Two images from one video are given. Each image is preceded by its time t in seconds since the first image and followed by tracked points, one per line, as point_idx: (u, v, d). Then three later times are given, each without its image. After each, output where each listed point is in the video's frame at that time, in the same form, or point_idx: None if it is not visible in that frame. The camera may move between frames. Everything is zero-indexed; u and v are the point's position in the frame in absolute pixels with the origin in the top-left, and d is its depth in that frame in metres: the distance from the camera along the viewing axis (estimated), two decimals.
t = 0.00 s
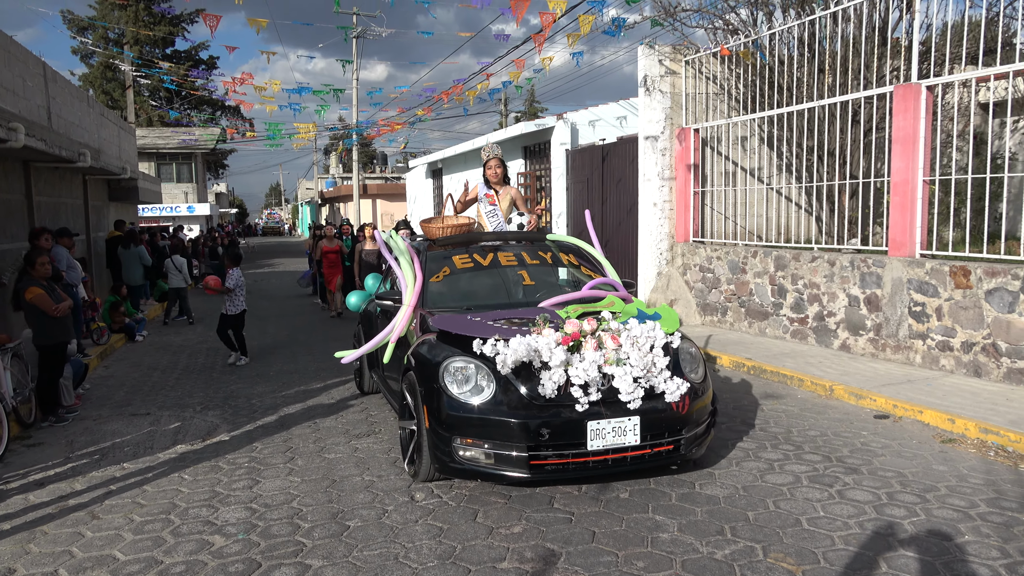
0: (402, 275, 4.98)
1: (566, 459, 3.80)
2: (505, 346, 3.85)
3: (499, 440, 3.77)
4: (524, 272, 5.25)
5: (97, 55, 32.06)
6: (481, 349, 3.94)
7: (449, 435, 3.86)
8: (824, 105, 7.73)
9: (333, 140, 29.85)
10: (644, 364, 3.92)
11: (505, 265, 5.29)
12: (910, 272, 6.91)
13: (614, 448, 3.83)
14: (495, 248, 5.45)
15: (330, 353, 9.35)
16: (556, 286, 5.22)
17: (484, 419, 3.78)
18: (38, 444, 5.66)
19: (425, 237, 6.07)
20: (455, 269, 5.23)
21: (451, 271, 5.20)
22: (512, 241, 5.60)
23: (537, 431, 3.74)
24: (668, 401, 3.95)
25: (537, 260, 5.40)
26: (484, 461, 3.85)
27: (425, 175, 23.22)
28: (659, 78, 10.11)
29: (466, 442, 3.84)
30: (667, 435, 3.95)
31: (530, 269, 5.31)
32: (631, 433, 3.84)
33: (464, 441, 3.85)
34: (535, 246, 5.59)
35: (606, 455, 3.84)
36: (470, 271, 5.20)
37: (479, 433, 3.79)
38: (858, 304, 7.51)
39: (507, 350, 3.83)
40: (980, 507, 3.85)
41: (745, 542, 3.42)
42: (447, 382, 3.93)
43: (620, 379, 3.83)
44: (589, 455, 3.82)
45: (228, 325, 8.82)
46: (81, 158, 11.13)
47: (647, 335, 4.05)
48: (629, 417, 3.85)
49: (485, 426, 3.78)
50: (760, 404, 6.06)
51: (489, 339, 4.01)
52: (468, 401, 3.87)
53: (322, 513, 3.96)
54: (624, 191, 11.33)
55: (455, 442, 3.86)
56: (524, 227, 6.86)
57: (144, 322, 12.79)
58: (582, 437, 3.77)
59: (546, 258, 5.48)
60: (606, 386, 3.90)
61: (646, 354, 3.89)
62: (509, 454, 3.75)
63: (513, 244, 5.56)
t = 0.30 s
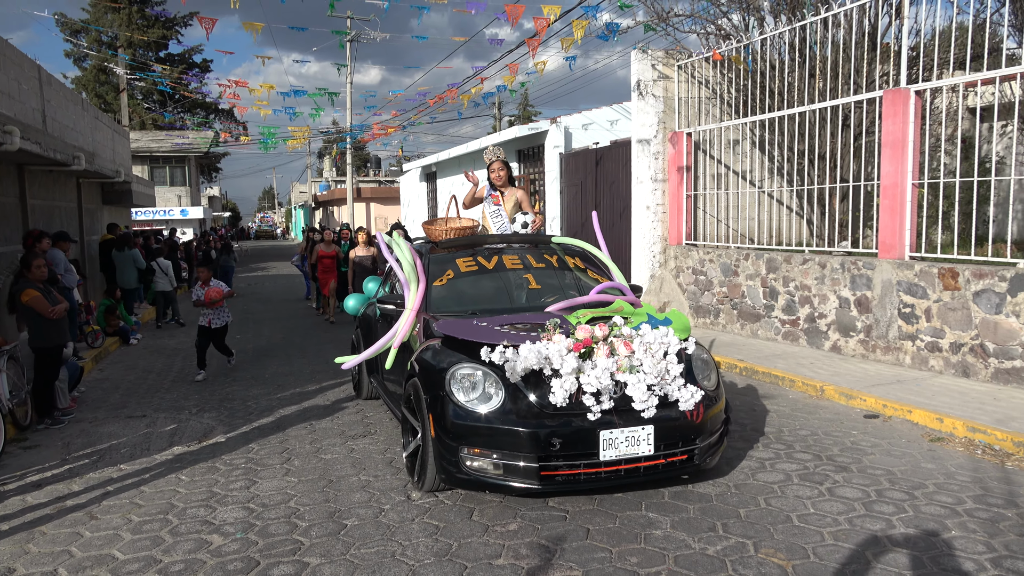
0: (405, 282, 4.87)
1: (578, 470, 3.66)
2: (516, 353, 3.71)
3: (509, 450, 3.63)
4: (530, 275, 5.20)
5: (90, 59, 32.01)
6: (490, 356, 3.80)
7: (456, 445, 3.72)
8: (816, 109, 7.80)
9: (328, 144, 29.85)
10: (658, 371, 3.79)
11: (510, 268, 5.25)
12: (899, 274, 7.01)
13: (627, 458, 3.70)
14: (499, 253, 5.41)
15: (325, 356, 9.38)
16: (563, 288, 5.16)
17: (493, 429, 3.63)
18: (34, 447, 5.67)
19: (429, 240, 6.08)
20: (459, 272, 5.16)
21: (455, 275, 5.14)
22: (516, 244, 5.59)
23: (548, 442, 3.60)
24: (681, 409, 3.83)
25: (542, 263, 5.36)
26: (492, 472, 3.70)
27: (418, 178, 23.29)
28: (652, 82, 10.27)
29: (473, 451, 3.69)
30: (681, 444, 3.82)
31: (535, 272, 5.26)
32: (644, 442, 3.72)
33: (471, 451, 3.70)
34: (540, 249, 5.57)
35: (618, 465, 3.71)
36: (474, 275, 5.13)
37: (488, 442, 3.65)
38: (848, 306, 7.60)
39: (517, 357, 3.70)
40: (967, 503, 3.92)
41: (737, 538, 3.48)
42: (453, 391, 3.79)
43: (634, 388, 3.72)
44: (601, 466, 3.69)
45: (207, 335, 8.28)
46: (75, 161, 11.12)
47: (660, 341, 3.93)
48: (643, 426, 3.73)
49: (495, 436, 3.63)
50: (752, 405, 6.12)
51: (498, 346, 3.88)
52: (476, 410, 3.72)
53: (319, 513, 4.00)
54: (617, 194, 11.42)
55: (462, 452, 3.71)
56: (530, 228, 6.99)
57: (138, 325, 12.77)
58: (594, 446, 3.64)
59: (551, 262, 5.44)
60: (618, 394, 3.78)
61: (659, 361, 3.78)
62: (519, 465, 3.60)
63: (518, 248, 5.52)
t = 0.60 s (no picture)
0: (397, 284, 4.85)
1: (580, 481, 3.56)
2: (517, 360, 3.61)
3: (509, 461, 3.52)
4: (526, 278, 5.15)
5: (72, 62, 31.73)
6: (490, 363, 3.69)
7: (454, 456, 3.61)
8: (798, 112, 7.88)
9: (313, 147, 29.78)
10: (663, 377, 3.69)
11: (505, 271, 5.20)
12: (879, 275, 7.13)
13: (631, 468, 3.59)
14: (493, 255, 5.34)
15: (311, 359, 9.37)
16: (561, 291, 5.12)
17: (492, 439, 3.52)
18: (17, 452, 5.62)
19: (420, 241, 6.01)
20: (452, 275, 5.10)
21: (449, 278, 5.07)
22: (511, 246, 5.54)
23: (550, 452, 3.49)
24: (687, 416, 3.73)
25: (538, 267, 5.30)
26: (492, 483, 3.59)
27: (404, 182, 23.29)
28: (636, 85, 10.31)
29: (471, 462, 3.58)
30: (686, 453, 3.72)
31: (530, 275, 5.20)
32: (649, 451, 3.61)
33: (470, 461, 3.59)
34: (536, 252, 5.51)
35: (622, 475, 3.61)
36: (468, 279, 5.06)
37: (487, 453, 3.54)
38: (830, 307, 7.71)
39: (517, 364, 3.59)
40: (943, 498, 4.01)
41: (719, 534, 3.54)
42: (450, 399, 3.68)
43: (638, 394, 3.61)
44: (605, 476, 3.58)
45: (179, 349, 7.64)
46: (57, 165, 11.03)
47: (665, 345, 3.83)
48: (648, 434, 3.63)
49: (494, 446, 3.52)
50: (735, 404, 6.20)
51: (497, 352, 3.77)
52: (474, 420, 3.61)
53: (306, 514, 4.02)
54: (602, 197, 11.50)
55: (460, 462, 3.60)
56: (524, 232, 6.97)
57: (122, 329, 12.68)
58: (598, 456, 3.54)
59: (548, 264, 5.40)
60: (622, 401, 3.67)
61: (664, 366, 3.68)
62: (519, 476, 3.50)
63: (514, 250, 5.48)
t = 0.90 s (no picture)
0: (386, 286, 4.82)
1: (582, 494, 3.40)
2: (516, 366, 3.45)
3: (507, 474, 3.36)
4: (521, 282, 5.13)
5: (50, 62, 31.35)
6: (488, 370, 3.53)
7: (449, 468, 3.45)
8: (778, 114, 7.97)
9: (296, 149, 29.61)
10: (667, 385, 3.55)
11: (498, 274, 5.19)
12: (858, 276, 7.22)
13: (635, 480, 3.45)
14: (485, 258, 5.32)
15: (294, 363, 9.31)
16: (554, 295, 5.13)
17: (489, 450, 3.37)
18: None
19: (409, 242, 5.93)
20: (444, 278, 5.07)
21: (442, 281, 5.04)
22: (502, 249, 5.51)
23: (550, 464, 3.34)
24: (692, 426, 3.59)
25: (531, 269, 5.31)
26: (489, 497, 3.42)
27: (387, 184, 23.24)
28: (618, 88, 10.38)
29: (467, 475, 3.42)
30: (690, 464, 3.58)
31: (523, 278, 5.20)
32: (653, 463, 3.47)
33: (465, 474, 3.42)
34: (530, 254, 5.51)
35: (625, 488, 3.45)
36: (461, 281, 5.05)
37: (483, 465, 3.38)
38: (809, 307, 7.80)
39: (517, 371, 3.43)
40: (920, 496, 4.07)
41: (700, 534, 3.57)
42: (444, 409, 3.55)
43: (642, 404, 3.47)
44: (607, 489, 3.43)
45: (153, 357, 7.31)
46: (35, 167, 10.89)
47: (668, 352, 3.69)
48: (652, 445, 3.48)
49: (492, 458, 3.36)
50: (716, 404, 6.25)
51: (494, 358, 3.61)
52: (470, 430, 3.46)
53: (287, 518, 4.01)
54: (585, 199, 11.53)
55: (455, 475, 3.44)
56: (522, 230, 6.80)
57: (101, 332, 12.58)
58: (600, 468, 3.38)
59: (541, 267, 5.39)
60: (625, 410, 3.53)
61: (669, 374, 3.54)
62: (517, 490, 3.33)
63: (505, 253, 5.46)
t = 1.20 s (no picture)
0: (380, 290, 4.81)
1: (591, 515, 3.29)
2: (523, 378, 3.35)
3: (510, 492, 3.24)
4: (522, 287, 5.06)
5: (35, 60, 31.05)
6: (493, 383, 3.43)
7: (449, 486, 3.32)
8: (765, 116, 8.00)
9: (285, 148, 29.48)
10: (680, 399, 3.46)
11: (497, 279, 5.13)
12: (845, 278, 7.25)
13: (646, 499, 3.36)
14: (483, 262, 5.28)
15: (281, 365, 9.25)
16: (554, 299, 5.10)
17: (493, 467, 3.24)
18: None
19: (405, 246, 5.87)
20: (441, 283, 4.99)
21: (439, 285, 4.97)
22: (499, 253, 5.46)
23: (557, 483, 3.23)
24: (705, 440, 3.50)
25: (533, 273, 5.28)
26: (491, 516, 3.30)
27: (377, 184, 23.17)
28: (607, 89, 10.42)
29: (469, 493, 3.30)
30: (703, 482, 3.48)
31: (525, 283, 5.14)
32: (666, 481, 3.36)
33: (467, 492, 3.30)
34: (529, 258, 5.47)
35: (635, 507, 3.36)
36: (458, 286, 4.99)
37: (486, 483, 3.26)
38: (797, 309, 7.83)
39: (523, 384, 3.33)
40: (906, 500, 4.08)
41: (686, 538, 3.57)
42: (444, 422, 3.42)
43: (655, 417, 3.38)
44: (618, 508, 3.34)
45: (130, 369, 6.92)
46: (19, 166, 10.77)
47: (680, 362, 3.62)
48: (665, 461, 3.38)
49: (496, 476, 3.25)
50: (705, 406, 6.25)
51: (498, 369, 3.51)
52: (472, 446, 3.34)
53: (272, 522, 3.97)
54: (574, 201, 11.52)
55: (456, 493, 3.32)
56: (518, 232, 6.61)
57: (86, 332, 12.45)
58: (610, 486, 3.28)
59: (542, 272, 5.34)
60: (636, 424, 3.43)
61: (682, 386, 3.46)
62: (521, 510, 3.23)
63: (502, 257, 5.41)
